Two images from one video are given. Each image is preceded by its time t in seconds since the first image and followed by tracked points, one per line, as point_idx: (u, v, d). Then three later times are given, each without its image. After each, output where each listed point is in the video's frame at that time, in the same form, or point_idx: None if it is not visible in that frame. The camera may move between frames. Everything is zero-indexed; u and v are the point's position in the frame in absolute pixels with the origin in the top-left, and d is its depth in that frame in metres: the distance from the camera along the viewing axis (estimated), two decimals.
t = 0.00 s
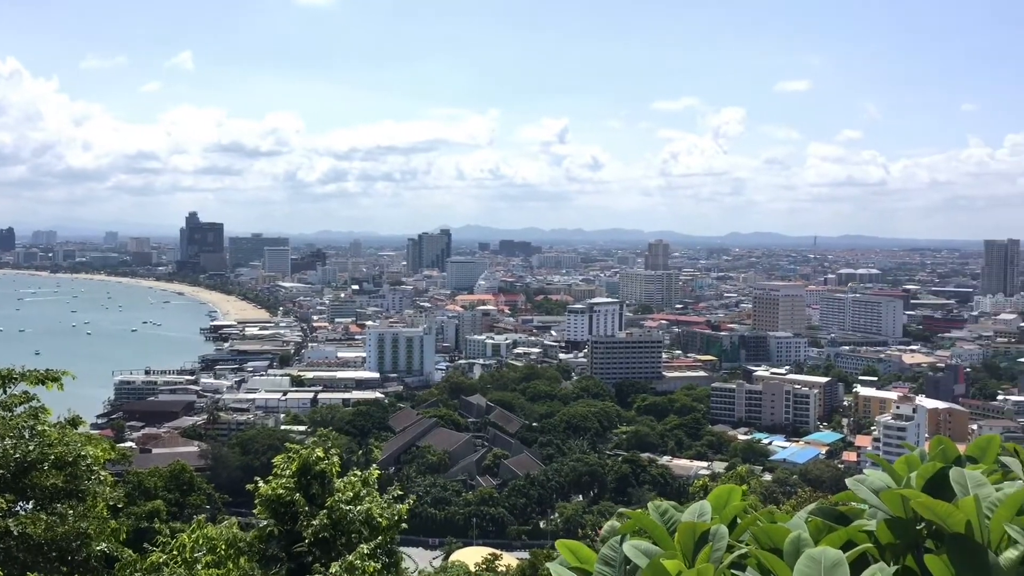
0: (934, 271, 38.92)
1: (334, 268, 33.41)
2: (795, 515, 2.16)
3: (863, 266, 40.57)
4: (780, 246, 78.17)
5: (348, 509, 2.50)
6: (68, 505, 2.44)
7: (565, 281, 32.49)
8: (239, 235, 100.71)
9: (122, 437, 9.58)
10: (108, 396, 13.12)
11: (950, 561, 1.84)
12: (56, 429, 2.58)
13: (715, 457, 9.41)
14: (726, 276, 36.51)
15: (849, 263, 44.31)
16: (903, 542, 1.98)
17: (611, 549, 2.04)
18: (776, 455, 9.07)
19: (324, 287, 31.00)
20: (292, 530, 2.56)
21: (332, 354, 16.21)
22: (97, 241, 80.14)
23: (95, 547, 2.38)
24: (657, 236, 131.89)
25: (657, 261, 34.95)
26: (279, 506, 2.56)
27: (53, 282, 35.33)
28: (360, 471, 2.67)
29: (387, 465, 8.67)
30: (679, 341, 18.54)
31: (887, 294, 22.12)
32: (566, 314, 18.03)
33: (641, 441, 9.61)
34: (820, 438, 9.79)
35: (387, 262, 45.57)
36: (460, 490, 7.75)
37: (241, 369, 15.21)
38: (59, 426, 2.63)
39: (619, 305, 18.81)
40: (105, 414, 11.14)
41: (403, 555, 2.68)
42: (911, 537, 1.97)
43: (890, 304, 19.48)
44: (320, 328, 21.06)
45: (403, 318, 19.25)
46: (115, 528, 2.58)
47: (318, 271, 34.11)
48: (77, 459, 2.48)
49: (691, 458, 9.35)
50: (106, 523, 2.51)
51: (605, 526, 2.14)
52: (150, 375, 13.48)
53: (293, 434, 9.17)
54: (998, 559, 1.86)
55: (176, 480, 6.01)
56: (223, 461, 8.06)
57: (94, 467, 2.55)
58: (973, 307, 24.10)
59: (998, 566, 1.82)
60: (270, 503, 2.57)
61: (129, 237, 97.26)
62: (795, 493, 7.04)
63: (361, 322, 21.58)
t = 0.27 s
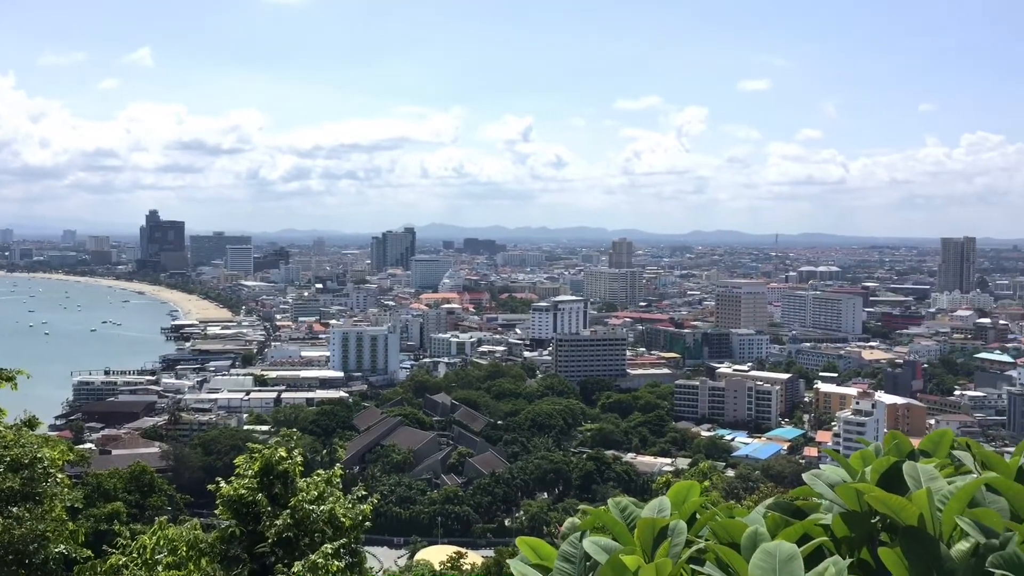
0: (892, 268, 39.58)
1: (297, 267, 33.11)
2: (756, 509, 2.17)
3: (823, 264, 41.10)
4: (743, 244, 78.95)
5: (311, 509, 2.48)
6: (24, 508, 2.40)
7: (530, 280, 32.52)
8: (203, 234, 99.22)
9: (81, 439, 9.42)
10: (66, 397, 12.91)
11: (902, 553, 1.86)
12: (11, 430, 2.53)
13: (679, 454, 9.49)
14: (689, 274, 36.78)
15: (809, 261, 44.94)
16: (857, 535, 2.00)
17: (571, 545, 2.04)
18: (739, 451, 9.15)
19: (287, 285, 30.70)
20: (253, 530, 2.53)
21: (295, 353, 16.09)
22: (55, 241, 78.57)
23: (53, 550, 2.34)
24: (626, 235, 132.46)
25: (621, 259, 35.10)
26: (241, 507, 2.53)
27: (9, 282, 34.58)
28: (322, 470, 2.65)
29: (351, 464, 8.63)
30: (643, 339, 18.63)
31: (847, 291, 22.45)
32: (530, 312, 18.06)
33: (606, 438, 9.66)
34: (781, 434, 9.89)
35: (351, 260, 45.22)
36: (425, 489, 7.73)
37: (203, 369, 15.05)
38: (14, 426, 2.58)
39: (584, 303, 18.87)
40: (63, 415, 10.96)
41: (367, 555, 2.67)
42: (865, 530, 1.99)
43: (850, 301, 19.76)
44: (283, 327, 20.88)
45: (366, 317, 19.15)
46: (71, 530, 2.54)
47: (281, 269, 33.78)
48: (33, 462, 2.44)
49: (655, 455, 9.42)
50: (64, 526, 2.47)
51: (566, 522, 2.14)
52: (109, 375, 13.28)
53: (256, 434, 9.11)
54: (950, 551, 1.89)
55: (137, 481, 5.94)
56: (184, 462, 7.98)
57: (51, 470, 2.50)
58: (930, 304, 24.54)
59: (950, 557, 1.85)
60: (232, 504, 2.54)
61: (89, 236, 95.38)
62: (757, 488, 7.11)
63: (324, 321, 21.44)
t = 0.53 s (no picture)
0: (853, 264, 40.17)
1: (261, 265, 32.75)
2: (715, 503, 2.19)
3: (785, 260, 41.54)
4: (708, 241, 79.62)
5: (274, 508, 2.46)
6: None
7: (494, 276, 32.48)
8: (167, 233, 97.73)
9: (40, 440, 9.28)
10: (25, 398, 12.69)
11: (856, 543, 1.89)
12: None
13: (644, 449, 9.56)
14: (654, 270, 36.97)
15: (771, 258, 45.40)
16: (815, 525, 2.03)
17: (533, 541, 2.04)
18: (702, 447, 9.24)
19: (250, 284, 30.35)
20: (216, 530, 2.50)
21: (259, 352, 15.95)
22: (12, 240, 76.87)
23: (11, 551, 2.31)
24: (596, 233, 132.84)
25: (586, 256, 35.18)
26: (203, 505, 2.50)
27: None
28: (287, 470, 2.63)
29: (316, 463, 8.59)
30: (608, 335, 18.71)
31: (809, 287, 22.71)
32: (496, 309, 18.05)
33: (571, 434, 9.71)
34: (745, 429, 9.98)
35: (314, 257, 44.80)
36: (390, 487, 7.72)
37: (165, 368, 14.87)
38: None
39: (549, 300, 18.93)
40: (21, 417, 10.78)
41: (331, 554, 2.65)
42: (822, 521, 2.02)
43: (812, 297, 20.00)
44: (246, 325, 20.67)
45: (330, 314, 19.01)
46: (30, 535, 2.51)
47: (244, 267, 33.38)
48: None
49: (620, 451, 9.47)
50: (22, 527, 2.44)
51: (528, 517, 2.15)
52: (68, 375, 13.07)
53: (218, 433, 9.04)
54: (903, 541, 1.92)
55: (97, 482, 5.87)
56: (147, 462, 7.91)
57: (8, 472, 2.45)
58: (889, 299, 24.92)
59: (903, 547, 1.88)
60: (194, 503, 2.51)
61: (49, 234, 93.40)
62: (721, 482, 7.18)
63: (289, 319, 21.26)
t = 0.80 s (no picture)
0: (817, 261, 40.63)
1: (227, 264, 32.39)
2: (680, 497, 2.20)
3: (751, 258, 41.92)
4: (676, 238, 80.12)
5: (240, 508, 2.43)
6: None
7: (462, 274, 32.45)
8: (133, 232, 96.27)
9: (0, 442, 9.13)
10: None
11: (818, 536, 1.90)
12: None
13: (612, 446, 9.60)
14: (621, 268, 37.11)
15: (737, 255, 45.74)
16: (778, 519, 2.04)
17: (498, 537, 2.04)
18: (670, 443, 9.30)
19: (215, 283, 30.01)
20: (181, 531, 2.47)
21: (225, 351, 15.82)
22: None
23: None
24: (568, 232, 133.04)
25: (554, 254, 35.22)
26: (168, 507, 2.47)
27: None
28: (253, 469, 2.60)
29: (284, 463, 8.54)
30: (576, 333, 18.75)
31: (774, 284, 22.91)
32: (464, 307, 18.04)
33: (540, 432, 9.73)
34: (712, 425, 10.05)
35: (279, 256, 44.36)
36: (359, 486, 7.70)
37: (130, 368, 14.69)
38: None
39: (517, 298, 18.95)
40: None
41: (299, 554, 2.63)
42: (786, 515, 2.03)
43: (777, 294, 20.18)
44: (212, 324, 20.47)
45: (297, 313, 18.88)
46: None
47: (210, 266, 33.00)
48: None
49: (589, 448, 9.51)
50: None
51: (494, 513, 2.14)
52: (29, 376, 12.86)
53: (184, 433, 8.96)
54: (864, 533, 1.94)
55: (61, 484, 5.81)
56: (111, 463, 7.84)
57: None
58: (853, 295, 25.23)
59: (865, 540, 1.89)
60: (159, 504, 2.47)
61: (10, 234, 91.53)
62: (688, 478, 7.23)
63: (256, 318, 21.07)
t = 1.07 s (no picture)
0: (785, 261, 41.03)
1: (195, 264, 32.04)
2: (648, 497, 2.21)
3: (719, 257, 42.24)
4: (648, 237, 80.51)
5: (208, 511, 2.42)
6: None
7: (432, 274, 32.39)
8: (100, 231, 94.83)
9: None
10: None
11: (781, 533, 1.93)
12: None
13: (583, 445, 9.65)
14: (591, 268, 37.22)
15: (706, 254, 46.04)
16: (742, 517, 2.06)
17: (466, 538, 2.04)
18: (640, 441, 9.35)
19: (182, 283, 29.68)
20: (148, 534, 2.45)
21: (194, 352, 15.68)
22: None
23: None
24: (542, 231, 133.15)
25: (524, 254, 35.24)
26: (134, 510, 2.44)
27: None
28: (220, 472, 2.59)
29: (253, 465, 8.49)
30: (547, 332, 18.78)
31: (743, 283, 23.10)
32: (434, 307, 18.02)
33: (511, 431, 9.75)
34: (682, 424, 10.12)
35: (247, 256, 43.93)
36: (329, 487, 7.69)
37: (96, 370, 14.53)
38: None
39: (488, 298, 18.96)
40: None
41: (267, 557, 2.62)
42: (751, 513, 2.05)
43: (746, 293, 20.34)
44: (180, 326, 20.27)
45: (266, 314, 18.75)
46: None
47: (178, 266, 32.63)
48: None
49: (559, 447, 9.54)
50: None
51: (461, 514, 2.14)
52: None
53: (152, 435, 8.89)
54: (827, 530, 1.96)
55: (25, 488, 5.74)
56: (78, 466, 7.77)
57: None
58: (820, 294, 25.50)
59: (828, 537, 1.91)
60: (125, 507, 2.45)
61: None
62: (657, 477, 7.28)
63: (224, 319, 20.90)
